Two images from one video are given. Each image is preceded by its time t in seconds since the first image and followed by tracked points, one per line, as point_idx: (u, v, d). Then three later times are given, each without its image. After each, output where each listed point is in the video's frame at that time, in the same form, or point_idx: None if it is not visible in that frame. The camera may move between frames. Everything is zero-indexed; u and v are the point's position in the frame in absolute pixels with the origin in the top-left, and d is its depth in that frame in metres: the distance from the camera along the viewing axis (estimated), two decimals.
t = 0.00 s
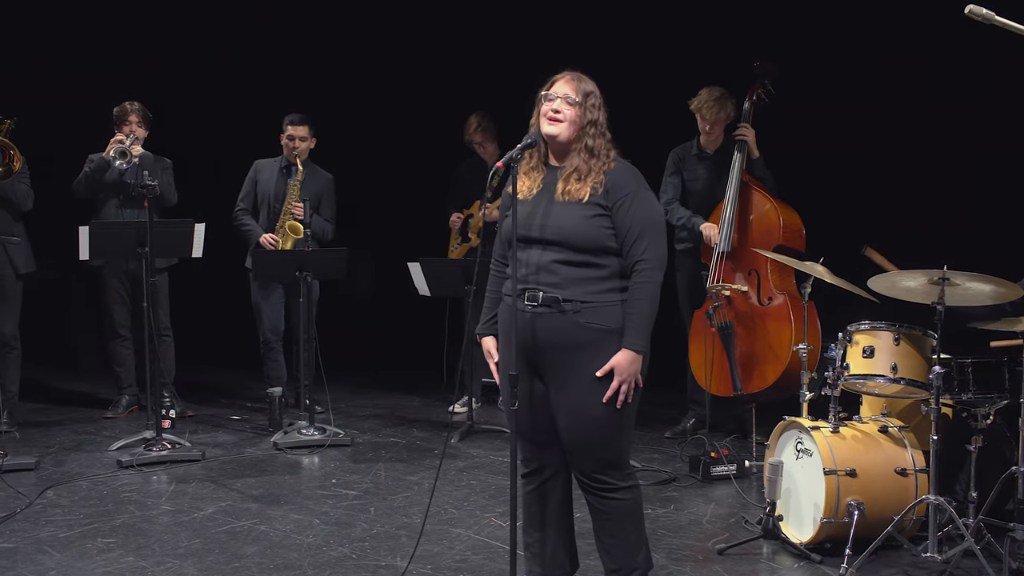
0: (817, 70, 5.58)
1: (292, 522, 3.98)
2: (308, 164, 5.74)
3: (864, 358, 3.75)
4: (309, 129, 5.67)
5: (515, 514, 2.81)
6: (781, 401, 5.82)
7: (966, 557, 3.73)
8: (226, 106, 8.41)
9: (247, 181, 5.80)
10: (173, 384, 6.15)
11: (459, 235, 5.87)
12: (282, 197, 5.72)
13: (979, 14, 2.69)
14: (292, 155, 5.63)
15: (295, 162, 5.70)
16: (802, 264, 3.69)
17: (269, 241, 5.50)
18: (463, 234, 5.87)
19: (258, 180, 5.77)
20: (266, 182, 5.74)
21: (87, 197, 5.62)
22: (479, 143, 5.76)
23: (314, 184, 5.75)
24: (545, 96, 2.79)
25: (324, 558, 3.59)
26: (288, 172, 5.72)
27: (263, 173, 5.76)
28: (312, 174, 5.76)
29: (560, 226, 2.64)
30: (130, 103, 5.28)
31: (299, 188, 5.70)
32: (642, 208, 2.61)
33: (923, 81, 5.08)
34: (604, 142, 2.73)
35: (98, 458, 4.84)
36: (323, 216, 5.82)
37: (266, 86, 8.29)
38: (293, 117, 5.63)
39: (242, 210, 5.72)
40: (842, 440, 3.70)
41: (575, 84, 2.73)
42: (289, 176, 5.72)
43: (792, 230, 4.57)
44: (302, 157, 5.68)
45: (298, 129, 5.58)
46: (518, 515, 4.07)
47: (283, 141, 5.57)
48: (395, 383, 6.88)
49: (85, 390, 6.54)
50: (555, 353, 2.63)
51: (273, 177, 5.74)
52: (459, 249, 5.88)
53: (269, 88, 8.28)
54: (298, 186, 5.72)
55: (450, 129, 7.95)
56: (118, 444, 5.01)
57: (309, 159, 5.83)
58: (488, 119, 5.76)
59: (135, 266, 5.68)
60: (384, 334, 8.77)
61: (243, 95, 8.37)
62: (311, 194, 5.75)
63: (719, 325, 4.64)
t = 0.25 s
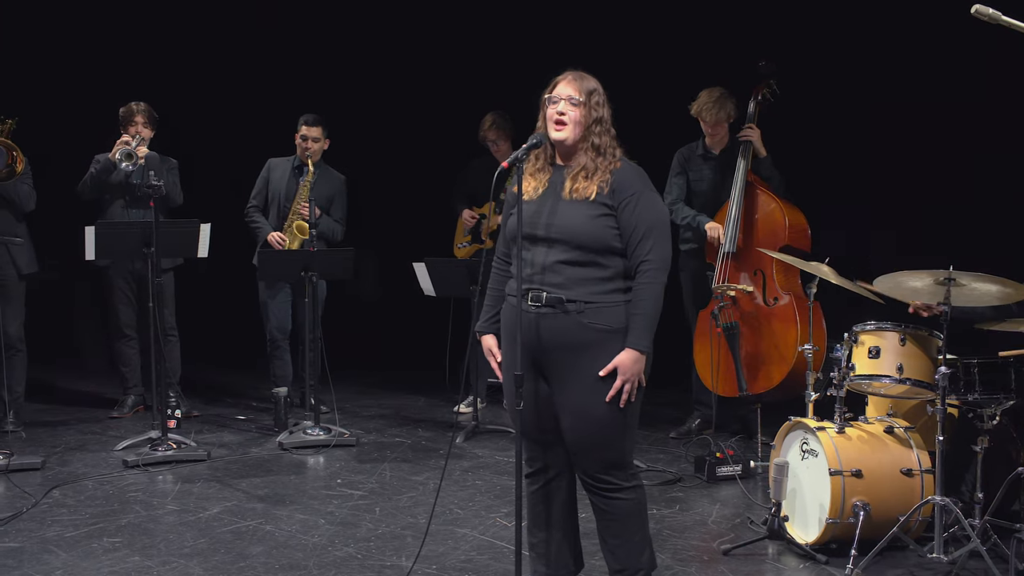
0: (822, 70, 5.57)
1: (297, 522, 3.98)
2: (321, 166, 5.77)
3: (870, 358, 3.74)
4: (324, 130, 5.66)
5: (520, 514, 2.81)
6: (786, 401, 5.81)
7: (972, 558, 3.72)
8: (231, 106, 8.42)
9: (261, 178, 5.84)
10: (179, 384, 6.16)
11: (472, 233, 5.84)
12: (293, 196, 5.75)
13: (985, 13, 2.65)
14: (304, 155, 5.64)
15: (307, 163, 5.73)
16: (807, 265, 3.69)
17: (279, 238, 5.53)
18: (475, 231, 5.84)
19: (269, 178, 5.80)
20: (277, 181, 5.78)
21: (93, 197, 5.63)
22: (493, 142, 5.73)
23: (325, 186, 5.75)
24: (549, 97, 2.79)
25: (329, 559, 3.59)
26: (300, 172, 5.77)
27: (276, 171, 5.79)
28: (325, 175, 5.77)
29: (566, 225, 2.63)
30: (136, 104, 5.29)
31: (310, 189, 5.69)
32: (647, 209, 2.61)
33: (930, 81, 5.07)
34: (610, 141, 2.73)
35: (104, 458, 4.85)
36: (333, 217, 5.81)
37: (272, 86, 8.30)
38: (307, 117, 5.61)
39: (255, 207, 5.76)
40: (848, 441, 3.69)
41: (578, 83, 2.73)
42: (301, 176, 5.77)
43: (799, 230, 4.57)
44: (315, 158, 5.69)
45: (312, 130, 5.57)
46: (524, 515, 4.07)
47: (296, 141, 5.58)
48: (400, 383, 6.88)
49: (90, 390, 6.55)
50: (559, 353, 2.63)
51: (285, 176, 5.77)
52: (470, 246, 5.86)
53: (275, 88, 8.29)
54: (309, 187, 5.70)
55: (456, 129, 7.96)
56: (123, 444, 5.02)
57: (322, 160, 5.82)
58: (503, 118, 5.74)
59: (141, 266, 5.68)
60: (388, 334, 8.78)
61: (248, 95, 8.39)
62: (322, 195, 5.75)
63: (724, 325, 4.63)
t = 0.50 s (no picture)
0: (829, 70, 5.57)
1: (303, 522, 3.98)
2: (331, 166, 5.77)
3: (876, 359, 3.73)
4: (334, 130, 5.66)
5: (525, 514, 2.81)
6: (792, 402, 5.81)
7: (979, 559, 3.71)
8: (237, 106, 8.44)
9: (274, 181, 5.86)
10: (184, 384, 6.17)
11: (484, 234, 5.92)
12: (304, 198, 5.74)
13: (993, 13, 2.66)
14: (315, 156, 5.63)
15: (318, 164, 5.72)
16: (814, 265, 3.68)
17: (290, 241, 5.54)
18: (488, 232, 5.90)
19: (282, 179, 5.82)
20: (289, 182, 5.78)
21: (100, 197, 5.64)
22: (510, 142, 5.72)
23: (337, 185, 5.79)
24: (551, 100, 2.79)
25: (335, 559, 3.59)
26: (311, 173, 5.74)
27: (288, 173, 5.80)
28: (337, 173, 5.80)
29: (573, 224, 2.63)
30: (142, 104, 5.29)
31: (321, 188, 5.69)
32: (655, 209, 2.60)
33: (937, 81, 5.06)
34: (616, 139, 2.74)
35: (110, 457, 4.85)
36: (346, 217, 5.81)
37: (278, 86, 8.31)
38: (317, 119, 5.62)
39: (268, 209, 5.79)
40: (854, 441, 3.69)
41: (580, 85, 2.73)
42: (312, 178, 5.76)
43: (805, 230, 4.57)
44: (326, 159, 5.70)
45: (322, 131, 5.59)
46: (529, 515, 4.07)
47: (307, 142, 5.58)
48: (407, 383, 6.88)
49: (96, 390, 6.57)
50: (565, 352, 2.63)
51: (296, 178, 5.77)
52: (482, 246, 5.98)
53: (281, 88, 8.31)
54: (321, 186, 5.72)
55: (462, 129, 7.98)
56: (129, 444, 5.03)
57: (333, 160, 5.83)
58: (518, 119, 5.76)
59: (147, 266, 5.69)
60: (393, 335, 8.79)
61: (254, 96, 8.41)
62: (334, 195, 5.77)
63: (729, 325, 4.63)
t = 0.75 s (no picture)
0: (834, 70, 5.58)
1: (307, 522, 3.99)
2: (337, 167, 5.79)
3: (880, 359, 3.73)
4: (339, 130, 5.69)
5: (529, 514, 2.81)
6: (795, 402, 5.80)
7: (983, 560, 3.71)
8: (242, 106, 8.45)
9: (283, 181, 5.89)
10: (188, 384, 6.17)
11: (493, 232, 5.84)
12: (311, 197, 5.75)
13: (996, 14, 2.68)
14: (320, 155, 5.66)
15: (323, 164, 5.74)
16: (817, 264, 3.68)
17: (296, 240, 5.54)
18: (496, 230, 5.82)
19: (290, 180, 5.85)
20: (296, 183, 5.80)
21: (104, 198, 5.65)
22: (518, 140, 5.72)
23: (344, 185, 5.80)
24: (555, 101, 2.80)
25: (339, 559, 3.60)
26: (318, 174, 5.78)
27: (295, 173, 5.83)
28: (342, 174, 5.81)
29: (576, 227, 2.63)
30: (146, 105, 5.30)
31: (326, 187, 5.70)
32: (660, 211, 2.60)
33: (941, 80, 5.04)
34: (618, 140, 2.73)
35: (114, 457, 4.86)
36: (353, 216, 5.82)
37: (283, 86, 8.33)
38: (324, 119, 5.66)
39: (277, 209, 5.83)
40: (857, 442, 3.68)
41: (582, 86, 2.73)
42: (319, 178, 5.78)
43: (809, 231, 4.55)
44: (331, 158, 5.72)
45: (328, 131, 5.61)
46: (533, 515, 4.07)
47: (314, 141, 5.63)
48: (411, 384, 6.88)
49: (101, 390, 6.57)
50: (569, 354, 2.62)
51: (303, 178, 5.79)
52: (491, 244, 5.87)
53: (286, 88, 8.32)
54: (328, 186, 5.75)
55: (466, 129, 8.00)
56: (134, 444, 5.03)
57: (341, 161, 5.85)
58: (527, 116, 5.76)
59: (151, 266, 5.70)
60: (396, 335, 8.80)
61: (259, 95, 8.42)
62: (341, 194, 5.79)
63: (733, 325, 4.65)
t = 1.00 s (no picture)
0: (840, 70, 5.58)
1: (312, 522, 3.99)
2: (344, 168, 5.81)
3: (885, 360, 3.72)
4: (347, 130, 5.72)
5: (535, 514, 2.81)
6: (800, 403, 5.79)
7: (989, 561, 3.70)
8: (248, 107, 8.46)
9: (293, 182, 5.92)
10: (193, 384, 6.18)
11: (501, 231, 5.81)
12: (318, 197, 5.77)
13: (1002, 15, 2.71)
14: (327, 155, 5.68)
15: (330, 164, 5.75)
16: (822, 265, 3.67)
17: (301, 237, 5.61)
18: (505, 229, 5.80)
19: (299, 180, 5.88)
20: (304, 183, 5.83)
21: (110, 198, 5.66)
22: (519, 140, 5.72)
23: (351, 186, 5.80)
24: (561, 102, 2.80)
25: (343, 559, 3.60)
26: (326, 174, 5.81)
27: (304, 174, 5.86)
28: (349, 174, 5.82)
29: (582, 228, 2.63)
30: (153, 106, 5.31)
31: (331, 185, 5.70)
32: (666, 210, 2.59)
33: (948, 78, 5.02)
34: (624, 141, 2.72)
35: (119, 457, 4.87)
36: (360, 216, 5.82)
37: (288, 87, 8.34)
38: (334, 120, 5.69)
39: (285, 210, 5.88)
40: (863, 442, 3.68)
41: (588, 87, 2.73)
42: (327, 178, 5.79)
43: (816, 231, 4.53)
44: (339, 158, 5.75)
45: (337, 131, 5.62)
46: (538, 516, 4.07)
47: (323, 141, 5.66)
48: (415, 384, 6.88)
49: (106, 390, 6.59)
50: (575, 355, 2.63)
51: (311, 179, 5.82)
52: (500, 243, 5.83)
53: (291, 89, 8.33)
54: (335, 185, 5.75)
55: (472, 129, 8.00)
56: (139, 444, 5.04)
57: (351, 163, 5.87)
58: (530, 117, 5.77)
59: (157, 267, 5.71)
60: (401, 336, 8.80)
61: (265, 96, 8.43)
62: (349, 194, 5.79)
63: (739, 325, 4.66)
